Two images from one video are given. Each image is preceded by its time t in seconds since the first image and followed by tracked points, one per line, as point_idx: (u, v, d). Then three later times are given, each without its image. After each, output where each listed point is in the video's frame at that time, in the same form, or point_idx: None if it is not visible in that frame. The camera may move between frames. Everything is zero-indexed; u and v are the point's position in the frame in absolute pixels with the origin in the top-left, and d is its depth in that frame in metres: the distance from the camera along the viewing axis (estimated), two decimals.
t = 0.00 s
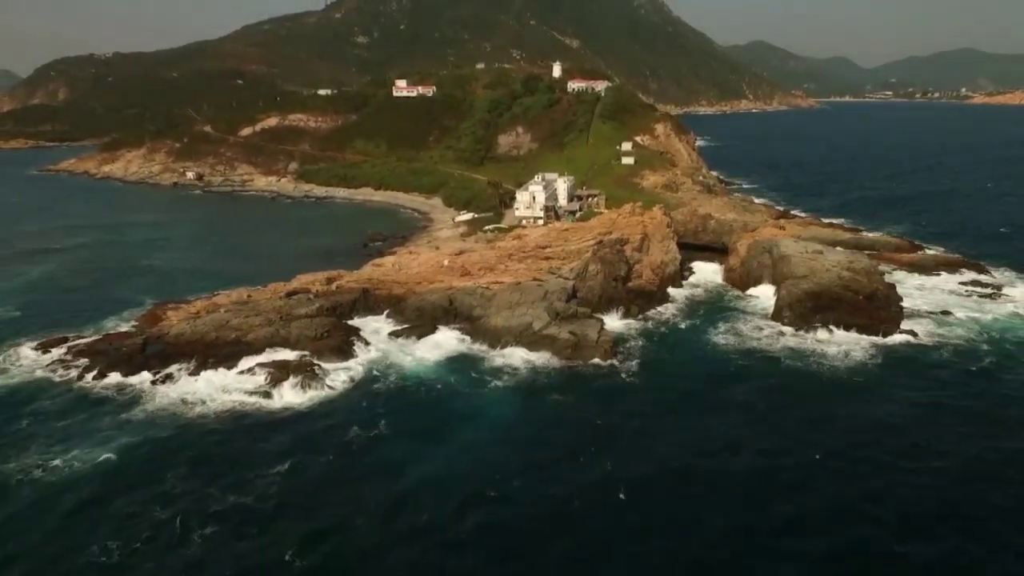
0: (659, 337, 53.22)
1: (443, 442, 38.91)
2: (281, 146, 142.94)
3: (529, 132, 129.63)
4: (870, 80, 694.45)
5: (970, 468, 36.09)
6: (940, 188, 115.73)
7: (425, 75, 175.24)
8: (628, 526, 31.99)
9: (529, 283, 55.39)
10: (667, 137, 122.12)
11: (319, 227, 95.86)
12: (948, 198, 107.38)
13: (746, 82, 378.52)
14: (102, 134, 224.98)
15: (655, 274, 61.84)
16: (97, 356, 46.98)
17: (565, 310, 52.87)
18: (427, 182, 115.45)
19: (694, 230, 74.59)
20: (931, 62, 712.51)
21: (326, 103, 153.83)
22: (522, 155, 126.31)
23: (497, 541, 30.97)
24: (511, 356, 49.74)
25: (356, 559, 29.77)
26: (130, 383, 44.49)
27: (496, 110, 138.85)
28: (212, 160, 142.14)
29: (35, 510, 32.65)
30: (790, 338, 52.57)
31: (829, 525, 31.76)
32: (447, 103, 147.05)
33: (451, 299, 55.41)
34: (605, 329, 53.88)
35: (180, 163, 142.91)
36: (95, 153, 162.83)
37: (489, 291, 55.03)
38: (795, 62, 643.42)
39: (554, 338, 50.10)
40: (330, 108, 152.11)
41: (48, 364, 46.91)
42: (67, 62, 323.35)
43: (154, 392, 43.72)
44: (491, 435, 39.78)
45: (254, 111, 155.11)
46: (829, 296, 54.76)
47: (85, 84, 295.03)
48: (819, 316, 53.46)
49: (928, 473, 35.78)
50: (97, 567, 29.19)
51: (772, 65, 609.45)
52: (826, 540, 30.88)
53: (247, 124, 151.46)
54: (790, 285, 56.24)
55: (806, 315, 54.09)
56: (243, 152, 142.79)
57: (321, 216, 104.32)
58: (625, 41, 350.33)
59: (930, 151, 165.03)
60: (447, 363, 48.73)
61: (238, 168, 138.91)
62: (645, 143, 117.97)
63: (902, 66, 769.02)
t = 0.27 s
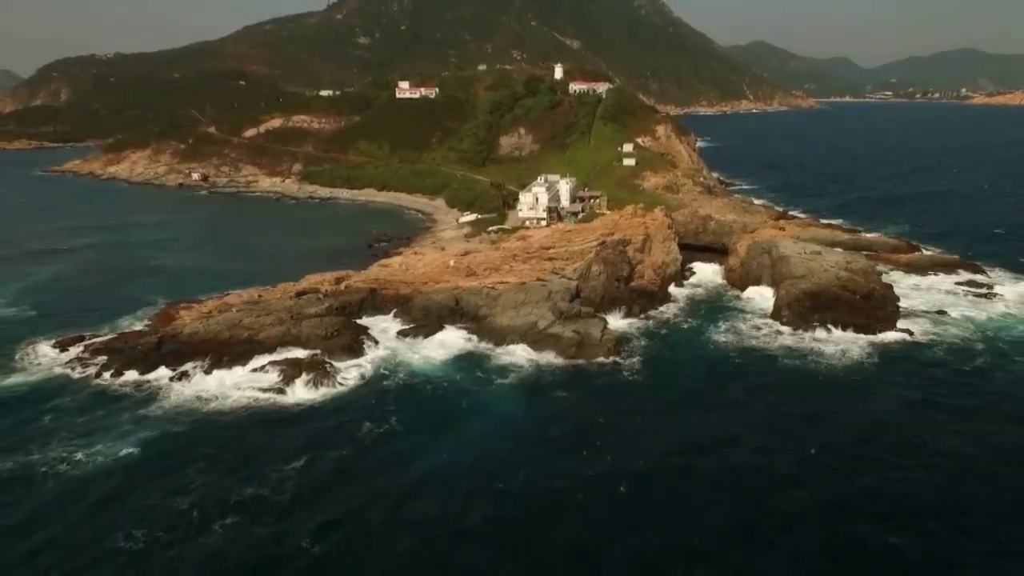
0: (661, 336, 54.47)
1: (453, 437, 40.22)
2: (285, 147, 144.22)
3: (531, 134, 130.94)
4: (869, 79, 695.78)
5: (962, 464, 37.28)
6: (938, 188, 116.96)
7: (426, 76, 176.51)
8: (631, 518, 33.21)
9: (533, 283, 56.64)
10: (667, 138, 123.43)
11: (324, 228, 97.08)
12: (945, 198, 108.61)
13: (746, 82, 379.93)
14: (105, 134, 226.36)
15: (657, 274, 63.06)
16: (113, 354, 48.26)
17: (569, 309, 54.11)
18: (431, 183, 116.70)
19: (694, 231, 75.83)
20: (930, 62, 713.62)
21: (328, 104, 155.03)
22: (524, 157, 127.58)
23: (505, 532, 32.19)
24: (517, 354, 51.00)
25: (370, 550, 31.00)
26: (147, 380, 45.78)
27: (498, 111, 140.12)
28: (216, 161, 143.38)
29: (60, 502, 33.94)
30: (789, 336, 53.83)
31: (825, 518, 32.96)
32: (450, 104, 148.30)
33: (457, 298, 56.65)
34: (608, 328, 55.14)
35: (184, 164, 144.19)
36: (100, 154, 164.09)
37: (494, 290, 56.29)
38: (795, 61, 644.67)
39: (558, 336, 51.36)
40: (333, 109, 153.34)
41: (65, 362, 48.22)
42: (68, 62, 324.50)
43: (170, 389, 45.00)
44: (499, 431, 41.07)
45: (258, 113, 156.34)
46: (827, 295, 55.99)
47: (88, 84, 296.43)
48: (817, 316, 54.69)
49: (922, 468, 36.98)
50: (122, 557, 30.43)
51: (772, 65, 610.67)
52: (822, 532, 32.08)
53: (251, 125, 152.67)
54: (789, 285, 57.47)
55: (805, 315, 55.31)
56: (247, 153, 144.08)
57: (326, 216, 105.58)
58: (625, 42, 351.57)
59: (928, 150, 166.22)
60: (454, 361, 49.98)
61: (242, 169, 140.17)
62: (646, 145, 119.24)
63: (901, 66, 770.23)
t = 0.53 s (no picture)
0: (663, 335, 55.72)
1: (462, 433, 41.49)
2: (289, 149, 145.49)
3: (533, 135, 132.23)
4: (869, 79, 696.90)
5: (956, 460, 38.42)
6: (936, 188, 118.23)
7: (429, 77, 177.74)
8: (635, 510, 34.46)
9: (538, 283, 57.84)
10: (668, 139, 124.74)
11: (330, 228, 98.29)
12: (944, 199, 109.84)
13: (746, 82, 381.30)
14: (109, 135, 227.65)
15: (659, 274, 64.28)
16: (129, 352, 49.49)
17: (573, 309, 55.37)
18: (434, 184, 117.94)
19: (695, 232, 77.08)
20: (930, 62, 714.71)
21: (332, 105, 156.21)
22: (526, 158, 128.82)
23: (514, 524, 33.41)
24: (522, 352, 52.26)
25: (385, 539, 32.20)
26: (162, 378, 47.09)
27: (501, 113, 141.37)
28: (221, 162, 144.60)
29: (85, 494, 35.23)
30: (788, 335, 55.10)
31: (824, 512, 34.09)
32: (452, 105, 149.51)
33: (464, 298, 57.89)
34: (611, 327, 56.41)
35: (190, 165, 145.45)
36: (104, 155, 165.29)
37: (499, 290, 57.52)
38: (795, 61, 645.77)
39: (563, 335, 52.61)
40: (337, 110, 154.54)
41: (83, 361, 49.45)
42: (70, 63, 325.64)
43: (186, 387, 46.25)
44: (507, 427, 42.30)
45: (262, 114, 157.58)
46: (824, 295, 57.26)
47: (90, 85, 297.70)
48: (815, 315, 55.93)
49: (916, 464, 38.17)
50: (147, 544, 31.67)
51: (772, 65, 611.73)
52: (819, 526, 33.25)
53: (255, 126, 153.90)
54: (788, 285, 58.72)
55: (803, 314, 56.58)
56: (251, 154, 145.33)
57: (331, 217, 106.84)
58: (625, 42, 352.78)
59: (927, 151, 167.45)
60: (461, 359, 51.22)
61: (246, 170, 141.39)
62: (647, 146, 120.57)
63: (902, 66, 771.25)
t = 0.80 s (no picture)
0: (664, 333, 56.99)
1: (470, 428, 42.78)
2: (293, 150, 146.83)
3: (535, 137, 133.45)
4: (870, 80, 697.69)
5: (949, 455, 39.64)
6: (936, 189, 119.29)
7: (431, 78, 178.98)
8: (638, 502, 35.73)
9: (542, 283, 59.10)
10: (669, 141, 125.97)
11: (335, 229, 99.55)
12: (942, 199, 110.93)
13: (747, 83, 382.35)
14: (113, 136, 229.09)
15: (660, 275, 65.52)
16: (144, 350, 50.85)
17: (576, 308, 56.63)
18: (437, 186, 119.22)
19: (696, 233, 78.32)
20: (931, 62, 715.35)
21: (335, 107, 157.54)
22: (529, 159, 130.05)
23: (521, 515, 34.68)
24: (527, 351, 53.56)
25: (397, 528, 33.48)
26: (178, 375, 48.47)
27: (504, 114, 142.61)
28: (226, 163, 145.97)
29: (107, 485, 36.58)
30: (786, 334, 56.35)
31: (821, 505, 35.31)
32: (455, 107, 150.76)
33: (469, 298, 59.18)
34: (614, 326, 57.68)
35: (195, 167, 146.91)
36: (110, 156, 166.70)
37: (504, 290, 58.79)
38: (795, 62, 646.69)
39: (567, 334, 53.88)
40: (340, 112, 155.87)
41: (99, 359, 50.78)
42: (74, 64, 327.31)
43: (201, 384, 47.58)
44: (513, 423, 43.58)
45: (266, 115, 158.97)
46: (822, 295, 58.49)
47: (93, 85, 299.09)
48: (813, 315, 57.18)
49: (909, 459, 39.41)
50: (169, 532, 32.96)
51: (773, 66, 612.74)
52: (815, 517, 34.49)
53: (259, 128, 155.27)
54: (786, 285, 59.98)
55: (802, 313, 57.81)
56: (256, 155, 146.67)
57: (336, 218, 108.13)
58: (627, 43, 353.96)
59: (927, 151, 168.40)
60: (467, 357, 52.48)
61: (251, 172, 142.74)
62: (648, 147, 121.82)
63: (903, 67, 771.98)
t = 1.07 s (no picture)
0: (665, 332, 58.23)
1: (478, 424, 44.01)
2: (297, 151, 148.07)
3: (537, 138, 134.60)
4: (869, 80, 698.68)
5: (943, 451, 40.82)
6: (934, 189, 120.49)
7: (433, 79, 180.16)
8: (643, 495, 36.96)
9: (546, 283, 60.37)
10: (670, 142, 127.17)
11: (339, 230, 100.77)
12: (941, 200, 112.08)
13: (747, 83, 383.44)
14: (116, 136, 230.31)
15: (662, 275, 66.72)
16: (158, 348, 52.12)
17: (580, 307, 57.85)
18: (441, 187, 120.47)
19: (697, 233, 79.56)
20: (931, 62, 716.19)
21: (338, 108, 158.74)
22: (531, 161, 131.26)
23: (530, 507, 35.89)
24: (532, 349, 54.78)
25: (409, 520, 34.69)
26: (192, 373, 49.74)
27: (506, 115, 143.82)
28: (231, 164, 147.24)
29: (130, 477, 37.78)
30: (785, 333, 57.63)
31: (820, 498, 36.53)
32: (458, 108, 151.95)
33: (475, 297, 60.40)
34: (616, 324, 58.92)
35: (200, 168, 148.27)
36: (115, 156, 167.98)
37: (509, 290, 60.00)
38: (795, 62, 647.77)
39: (571, 332, 55.12)
40: (343, 113, 157.06)
41: (115, 357, 52.04)
42: (76, 65, 328.55)
43: (214, 381, 48.82)
44: (520, 418, 44.81)
45: (270, 116, 160.18)
46: (821, 294, 59.71)
47: (96, 86, 300.13)
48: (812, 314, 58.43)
49: (905, 454, 40.62)
50: (190, 522, 34.18)
51: (773, 66, 613.91)
52: (813, 510, 35.71)
53: (263, 129, 156.51)
54: (786, 285, 61.19)
55: (800, 312, 59.04)
56: (260, 156, 147.93)
57: (341, 219, 109.35)
58: (627, 43, 355.09)
59: (926, 151, 169.56)
60: (474, 355, 53.72)
61: (256, 173, 143.98)
62: (649, 149, 123.03)
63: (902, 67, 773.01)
